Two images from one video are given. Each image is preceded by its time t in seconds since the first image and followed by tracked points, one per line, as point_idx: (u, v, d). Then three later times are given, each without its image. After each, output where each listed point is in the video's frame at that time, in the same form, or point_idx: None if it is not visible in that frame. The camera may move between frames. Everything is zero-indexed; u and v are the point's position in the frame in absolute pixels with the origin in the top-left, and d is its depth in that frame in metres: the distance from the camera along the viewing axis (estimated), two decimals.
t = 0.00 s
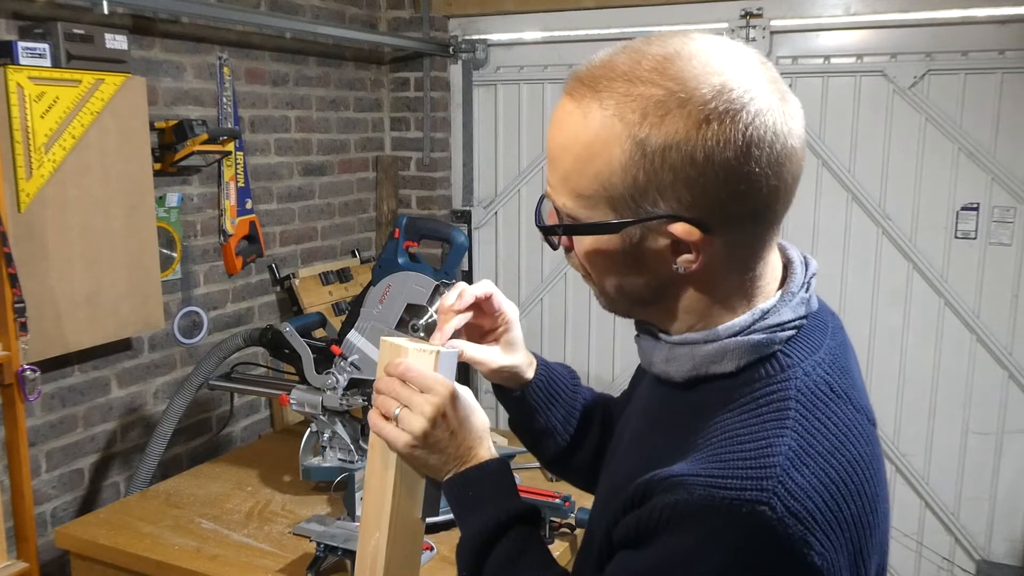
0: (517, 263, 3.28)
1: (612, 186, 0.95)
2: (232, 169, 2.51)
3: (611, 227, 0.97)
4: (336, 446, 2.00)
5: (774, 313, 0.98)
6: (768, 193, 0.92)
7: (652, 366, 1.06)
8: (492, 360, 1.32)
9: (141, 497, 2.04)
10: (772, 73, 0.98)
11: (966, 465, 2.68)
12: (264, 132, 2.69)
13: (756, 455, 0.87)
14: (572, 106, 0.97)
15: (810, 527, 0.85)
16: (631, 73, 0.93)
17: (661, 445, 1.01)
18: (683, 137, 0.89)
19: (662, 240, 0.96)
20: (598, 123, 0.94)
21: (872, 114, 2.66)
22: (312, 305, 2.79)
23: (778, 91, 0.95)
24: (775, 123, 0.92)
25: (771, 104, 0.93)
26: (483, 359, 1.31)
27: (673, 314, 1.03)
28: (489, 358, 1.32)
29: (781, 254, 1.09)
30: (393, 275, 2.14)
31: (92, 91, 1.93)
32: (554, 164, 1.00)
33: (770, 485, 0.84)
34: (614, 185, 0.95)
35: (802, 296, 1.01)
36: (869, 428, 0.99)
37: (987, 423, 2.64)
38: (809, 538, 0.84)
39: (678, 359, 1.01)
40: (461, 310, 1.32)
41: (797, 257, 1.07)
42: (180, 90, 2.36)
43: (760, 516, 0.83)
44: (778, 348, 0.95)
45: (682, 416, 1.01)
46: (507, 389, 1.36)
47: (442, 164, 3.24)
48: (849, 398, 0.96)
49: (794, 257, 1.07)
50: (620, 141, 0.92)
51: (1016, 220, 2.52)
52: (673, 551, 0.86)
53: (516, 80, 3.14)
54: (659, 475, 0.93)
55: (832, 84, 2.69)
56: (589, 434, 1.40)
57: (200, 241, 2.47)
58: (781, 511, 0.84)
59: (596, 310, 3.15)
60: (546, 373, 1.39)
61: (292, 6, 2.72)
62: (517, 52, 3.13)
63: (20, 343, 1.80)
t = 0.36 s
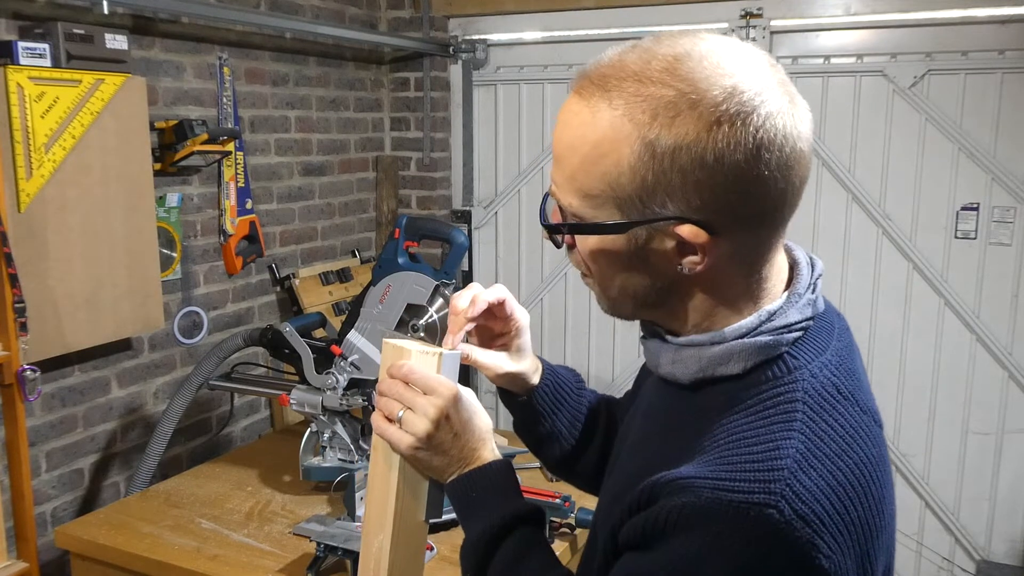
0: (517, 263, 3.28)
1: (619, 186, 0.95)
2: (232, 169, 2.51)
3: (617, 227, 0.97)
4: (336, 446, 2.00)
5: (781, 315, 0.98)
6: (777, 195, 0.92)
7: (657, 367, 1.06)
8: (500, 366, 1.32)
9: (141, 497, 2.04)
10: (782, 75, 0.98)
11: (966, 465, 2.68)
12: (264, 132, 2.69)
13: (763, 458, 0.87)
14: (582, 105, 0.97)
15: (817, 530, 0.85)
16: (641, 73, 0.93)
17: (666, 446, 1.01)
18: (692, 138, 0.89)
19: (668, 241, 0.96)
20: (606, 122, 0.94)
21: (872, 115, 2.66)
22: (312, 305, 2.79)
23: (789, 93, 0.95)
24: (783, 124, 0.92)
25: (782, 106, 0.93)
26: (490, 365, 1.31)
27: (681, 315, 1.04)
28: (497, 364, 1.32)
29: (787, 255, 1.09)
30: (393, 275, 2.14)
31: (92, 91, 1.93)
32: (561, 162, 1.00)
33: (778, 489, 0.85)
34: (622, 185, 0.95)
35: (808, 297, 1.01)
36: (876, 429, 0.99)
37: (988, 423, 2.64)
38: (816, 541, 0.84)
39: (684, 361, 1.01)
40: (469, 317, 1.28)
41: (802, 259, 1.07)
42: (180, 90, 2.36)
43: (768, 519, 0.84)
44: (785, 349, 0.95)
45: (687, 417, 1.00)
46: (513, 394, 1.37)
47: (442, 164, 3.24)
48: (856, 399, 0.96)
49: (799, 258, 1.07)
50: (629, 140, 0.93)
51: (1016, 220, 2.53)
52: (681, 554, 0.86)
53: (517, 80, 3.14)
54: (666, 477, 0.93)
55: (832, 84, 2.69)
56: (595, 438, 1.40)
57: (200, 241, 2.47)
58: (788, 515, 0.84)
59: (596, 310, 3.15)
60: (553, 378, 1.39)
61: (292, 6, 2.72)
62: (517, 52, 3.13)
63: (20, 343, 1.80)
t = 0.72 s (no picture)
0: (517, 262, 3.28)
1: (625, 177, 0.95)
2: (232, 170, 2.51)
3: (623, 218, 0.97)
4: (336, 446, 2.00)
5: (786, 315, 0.98)
6: (782, 193, 0.92)
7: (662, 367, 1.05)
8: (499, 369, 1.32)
9: (141, 497, 2.04)
10: (793, 75, 0.98)
11: (966, 465, 2.68)
12: (264, 132, 2.69)
13: (769, 458, 0.87)
14: (592, 96, 0.97)
15: (823, 531, 0.85)
16: (653, 66, 0.93)
17: (668, 449, 1.01)
18: (702, 129, 0.89)
19: (673, 235, 0.96)
20: (615, 113, 0.94)
21: (872, 115, 2.66)
22: (312, 305, 2.79)
23: (797, 92, 0.95)
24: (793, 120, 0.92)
25: (791, 105, 0.92)
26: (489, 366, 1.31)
27: (684, 312, 1.04)
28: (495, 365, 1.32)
29: (791, 255, 1.09)
30: (393, 275, 2.14)
31: (92, 91, 1.93)
32: (568, 153, 1.00)
33: (784, 489, 0.85)
34: (628, 177, 0.95)
35: (813, 298, 1.01)
36: (880, 431, 0.99)
37: (988, 423, 2.64)
38: (821, 541, 0.85)
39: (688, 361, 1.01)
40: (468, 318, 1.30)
41: (807, 258, 1.07)
42: (180, 90, 2.36)
43: (774, 519, 0.84)
44: (790, 350, 0.95)
45: (691, 418, 1.00)
46: (516, 400, 1.36)
47: (442, 164, 3.24)
48: (860, 401, 0.96)
49: (803, 258, 1.07)
50: (637, 131, 0.93)
51: (1016, 220, 2.52)
52: (685, 555, 0.86)
53: (517, 80, 3.14)
54: (669, 479, 0.93)
55: (832, 84, 2.69)
56: (598, 443, 1.40)
57: (200, 241, 2.47)
58: (795, 515, 0.84)
59: (596, 310, 3.15)
60: (553, 383, 1.39)
61: (292, 6, 2.72)
62: (517, 52, 3.13)
63: (20, 343, 1.80)
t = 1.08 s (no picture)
0: (517, 262, 3.28)
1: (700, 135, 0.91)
2: (232, 169, 2.51)
3: (712, 180, 0.92)
4: (336, 446, 2.00)
5: (784, 291, 1.00)
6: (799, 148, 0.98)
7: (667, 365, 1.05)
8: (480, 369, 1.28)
9: (141, 497, 2.04)
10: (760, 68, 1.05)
11: (966, 465, 2.68)
12: (264, 132, 2.69)
13: (796, 429, 0.88)
14: (635, 73, 0.95)
15: (862, 493, 0.85)
16: (674, 43, 0.96)
17: (685, 443, 1.02)
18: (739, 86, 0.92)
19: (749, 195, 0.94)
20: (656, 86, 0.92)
21: (872, 115, 2.66)
22: (312, 305, 2.79)
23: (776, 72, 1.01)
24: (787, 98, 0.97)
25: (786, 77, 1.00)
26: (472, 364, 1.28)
27: (740, 293, 0.99)
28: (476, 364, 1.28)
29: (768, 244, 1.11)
30: (393, 275, 2.14)
31: (92, 92, 1.93)
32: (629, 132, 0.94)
33: (818, 455, 0.85)
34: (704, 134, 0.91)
35: (800, 272, 1.05)
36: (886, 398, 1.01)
37: (988, 423, 2.64)
38: (864, 503, 0.84)
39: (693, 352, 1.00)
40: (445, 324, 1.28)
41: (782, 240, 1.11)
42: (180, 90, 2.36)
43: (816, 485, 0.83)
44: (792, 326, 0.98)
45: (705, 409, 1.01)
46: (493, 401, 1.34)
47: (442, 164, 3.24)
48: (864, 369, 0.99)
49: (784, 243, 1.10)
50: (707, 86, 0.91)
51: (1016, 220, 2.52)
52: (733, 534, 0.85)
53: (517, 80, 3.14)
54: (699, 466, 0.93)
55: (832, 84, 2.69)
56: (577, 448, 1.40)
57: (200, 241, 2.47)
58: (834, 478, 0.84)
59: (596, 310, 3.15)
60: (533, 388, 1.38)
61: (292, 6, 2.71)
62: (517, 52, 3.13)
63: (20, 343, 1.80)
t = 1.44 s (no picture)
0: (517, 262, 3.28)
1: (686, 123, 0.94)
2: (233, 170, 2.51)
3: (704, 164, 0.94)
4: (336, 446, 2.00)
5: (774, 276, 1.01)
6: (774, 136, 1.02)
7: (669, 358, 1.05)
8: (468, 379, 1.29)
9: (141, 497, 2.04)
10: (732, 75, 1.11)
11: (967, 465, 2.68)
12: (264, 132, 2.69)
13: (810, 401, 0.89)
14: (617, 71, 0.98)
15: (879, 454, 0.86)
16: (655, 42, 1.00)
17: (693, 429, 1.02)
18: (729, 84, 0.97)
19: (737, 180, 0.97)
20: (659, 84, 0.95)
21: (872, 114, 2.66)
22: (312, 305, 2.79)
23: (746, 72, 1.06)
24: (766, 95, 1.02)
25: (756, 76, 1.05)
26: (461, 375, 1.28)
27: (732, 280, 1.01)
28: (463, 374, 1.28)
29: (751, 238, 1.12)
30: (393, 275, 2.14)
31: (92, 92, 1.93)
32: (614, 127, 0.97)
33: (837, 420, 0.86)
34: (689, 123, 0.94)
35: (786, 257, 1.06)
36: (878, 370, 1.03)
37: (988, 423, 2.64)
38: (882, 463, 0.85)
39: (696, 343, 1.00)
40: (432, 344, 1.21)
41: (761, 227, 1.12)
42: (180, 90, 2.36)
43: (839, 450, 0.84)
44: (787, 308, 0.99)
45: (707, 394, 1.02)
46: (483, 413, 1.35)
47: (442, 164, 3.24)
48: (856, 343, 1.01)
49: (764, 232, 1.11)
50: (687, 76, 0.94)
51: (1016, 220, 2.53)
52: (763, 507, 0.86)
53: (517, 80, 3.14)
54: (717, 446, 0.93)
55: (832, 83, 2.69)
56: (564, 458, 1.41)
57: (200, 241, 2.47)
58: (853, 441, 0.85)
59: (597, 310, 3.15)
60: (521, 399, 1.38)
61: (292, 6, 2.72)
62: (517, 52, 3.13)
63: (21, 343, 1.80)
